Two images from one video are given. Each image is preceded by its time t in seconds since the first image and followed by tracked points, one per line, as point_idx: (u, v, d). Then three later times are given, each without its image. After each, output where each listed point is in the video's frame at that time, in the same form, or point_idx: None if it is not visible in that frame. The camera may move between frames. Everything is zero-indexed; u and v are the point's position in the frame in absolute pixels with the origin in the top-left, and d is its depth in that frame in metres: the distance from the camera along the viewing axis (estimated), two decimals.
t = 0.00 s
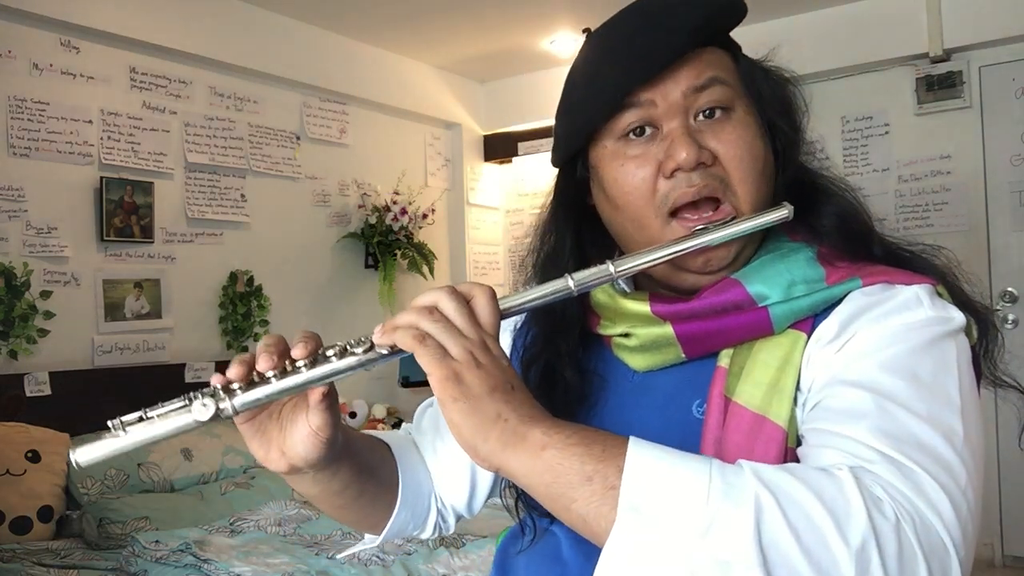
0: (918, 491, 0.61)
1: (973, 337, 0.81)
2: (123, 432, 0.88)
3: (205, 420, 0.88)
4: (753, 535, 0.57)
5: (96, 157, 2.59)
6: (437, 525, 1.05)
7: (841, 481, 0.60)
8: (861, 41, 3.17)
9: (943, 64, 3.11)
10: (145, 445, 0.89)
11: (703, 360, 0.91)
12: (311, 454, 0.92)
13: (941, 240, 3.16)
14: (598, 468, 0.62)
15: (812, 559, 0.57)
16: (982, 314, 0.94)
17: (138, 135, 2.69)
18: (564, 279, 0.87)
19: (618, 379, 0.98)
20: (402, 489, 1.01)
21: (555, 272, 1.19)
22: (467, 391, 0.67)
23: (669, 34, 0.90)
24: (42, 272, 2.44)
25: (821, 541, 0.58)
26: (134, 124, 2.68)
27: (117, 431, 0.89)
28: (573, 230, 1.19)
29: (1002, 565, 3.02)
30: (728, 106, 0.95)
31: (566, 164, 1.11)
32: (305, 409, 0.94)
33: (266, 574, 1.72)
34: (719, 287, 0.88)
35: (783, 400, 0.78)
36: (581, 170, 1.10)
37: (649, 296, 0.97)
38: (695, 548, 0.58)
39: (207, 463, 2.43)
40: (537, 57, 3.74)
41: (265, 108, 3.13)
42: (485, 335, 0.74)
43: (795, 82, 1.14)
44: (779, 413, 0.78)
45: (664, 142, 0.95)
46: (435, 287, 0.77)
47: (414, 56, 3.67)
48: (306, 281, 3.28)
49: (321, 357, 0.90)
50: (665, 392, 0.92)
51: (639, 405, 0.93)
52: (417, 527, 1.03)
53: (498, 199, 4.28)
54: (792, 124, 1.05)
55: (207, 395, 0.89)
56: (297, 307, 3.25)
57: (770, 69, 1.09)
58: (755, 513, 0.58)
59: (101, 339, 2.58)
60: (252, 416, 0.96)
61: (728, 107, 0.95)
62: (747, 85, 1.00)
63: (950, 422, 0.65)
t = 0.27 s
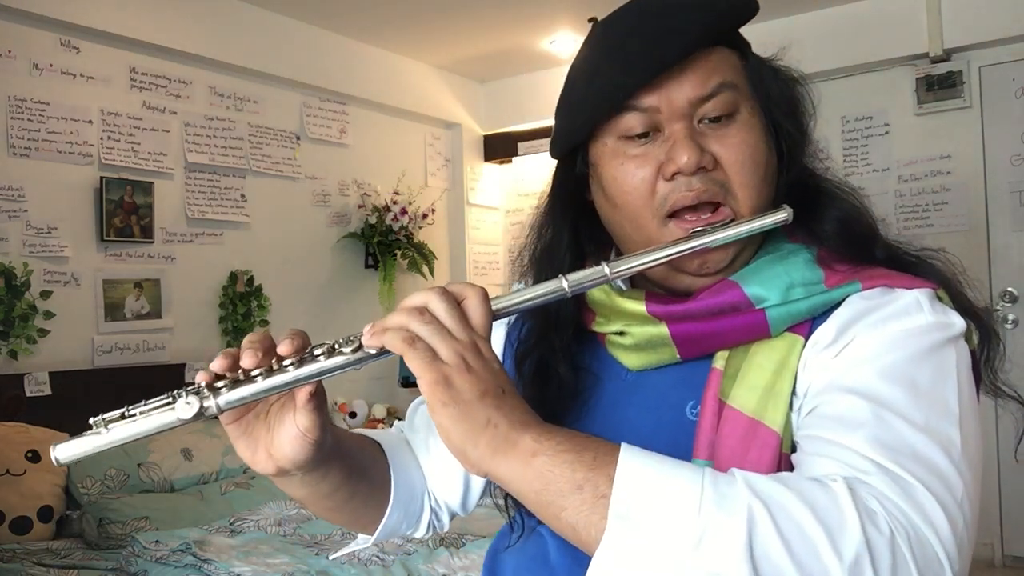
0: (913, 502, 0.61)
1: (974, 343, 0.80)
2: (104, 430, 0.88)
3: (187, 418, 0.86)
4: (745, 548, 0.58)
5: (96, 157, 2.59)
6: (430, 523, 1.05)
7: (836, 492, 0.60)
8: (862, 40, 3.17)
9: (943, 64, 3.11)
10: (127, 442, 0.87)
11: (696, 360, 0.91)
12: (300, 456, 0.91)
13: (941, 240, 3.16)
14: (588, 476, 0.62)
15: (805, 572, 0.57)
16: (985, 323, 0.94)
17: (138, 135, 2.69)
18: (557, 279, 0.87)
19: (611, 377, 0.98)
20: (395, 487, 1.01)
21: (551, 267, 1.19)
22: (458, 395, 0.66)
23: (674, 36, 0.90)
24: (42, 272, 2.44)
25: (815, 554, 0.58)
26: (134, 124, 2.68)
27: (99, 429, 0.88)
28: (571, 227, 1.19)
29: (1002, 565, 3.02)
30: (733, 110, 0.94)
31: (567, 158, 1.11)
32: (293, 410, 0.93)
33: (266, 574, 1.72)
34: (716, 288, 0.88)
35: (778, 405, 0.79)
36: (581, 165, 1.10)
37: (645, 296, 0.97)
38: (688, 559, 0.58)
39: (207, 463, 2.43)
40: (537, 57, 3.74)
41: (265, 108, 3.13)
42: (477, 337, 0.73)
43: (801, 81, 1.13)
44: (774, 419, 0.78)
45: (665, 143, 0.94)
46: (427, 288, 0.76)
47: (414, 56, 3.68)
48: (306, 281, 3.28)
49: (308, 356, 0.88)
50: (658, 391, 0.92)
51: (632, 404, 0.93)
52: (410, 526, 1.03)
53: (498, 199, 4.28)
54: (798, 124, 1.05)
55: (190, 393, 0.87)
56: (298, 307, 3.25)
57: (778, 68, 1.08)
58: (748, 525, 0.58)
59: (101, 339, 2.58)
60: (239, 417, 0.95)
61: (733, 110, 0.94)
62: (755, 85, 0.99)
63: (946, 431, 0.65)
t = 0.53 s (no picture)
0: (912, 514, 0.61)
1: (976, 348, 0.80)
2: (86, 428, 0.86)
3: (173, 417, 0.85)
4: (742, 559, 0.57)
5: (96, 156, 2.59)
6: (421, 518, 1.05)
7: (835, 503, 0.60)
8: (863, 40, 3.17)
9: (943, 64, 3.11)
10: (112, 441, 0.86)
11: (694, 361, 0.91)
12: (288, 453, 0.91)
13: (941, 241, 3.16)
14: (582, 482, 0.62)
15: None
16: (988, 326, 0.94)
17: (138, 135, 2.69)
18: (553, 277, 0.88)
19: (607, 378, 0.98)
20: (387, 480, 1.01)
21: (548, 268, 1.19)
22: (450, 397, 0.66)
23: (673, 38, 0.89)
24: (42, 272, 2.44)
25: (812, 565, 0.58)
26: (134, 124, 2.68)
27: (81, 428, 0.86)
28: (568, 227, 1.19)
29: (1002, 565, 3.02)
30: (734, 113, 0.94)
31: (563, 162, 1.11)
32: (281, 406, 0.92)
33: (267, 574, 1.72)
34: (714, 288, 0.87)
35: (777, 410, 0.78)
36: (579, 169, 1.10)
37: (642, 294, 0.97)
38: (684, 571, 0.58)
39: (207, 463, 2.43)
40: (537, 56, 3.74)
41: (265, 108, 3.13)
42: (468, 335, 0.73)
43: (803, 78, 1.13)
44: (772, 424, 0.78)
45: (666, 151, 0.94)
46: (417, 286, 0.76)
47: (414, 56, 3.67)
48: (306, 281, 3.28)
49: (297, 353, 0.88)
50: (655, 392, 0.92)
51: (628, 406, 0.93)
52: (400, 520, 1.03)
53: (498, 199, 4.28)
54: (800, 121, 1.05)
55: (176, 391, 0.86)
56: (298, 307, 3.25)
57: (779, 63, 1.08)
58: (745, 535, 0.58)
59: (101, 339, 2.58)
60: (225, 413, 0.94)
61: (733, 113, 0.94)
62: (756, 84, 0.99)
63: (946, 441, 0.65)
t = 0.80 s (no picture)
0: (914, 502, 0.61)
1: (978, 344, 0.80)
2: (73, 403, 0.84)
3: (162, 393, 0.84)
4: (742, 543, 0.57)
5: (96, 157, 2.59)
6: (413, 517, 1.05)
7: (837, 490, 0.60)
8: (863, 40, 3.17)
9: (943, 64, 3.11)
10: (97, 418, 0.84)
11: (694, 357, 0.91)
12: (279, 436, 0.90)
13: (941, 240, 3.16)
14: (579, 462, 0.62)
15: (803, 570, 0.57)
16: (990, 321, 0.95)
17: (138, 135, 2.69)
18: (553, 261, 0.87)
19: (604, 376, 0.98)
20: (379, 476, 1.01)
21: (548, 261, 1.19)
22: (445, 375, 0.66)
23: (675, 27, 0.89)
24: (42, 272, 2.44)
25: (813, 552, 0.58)
26: (134, 125, 2.68)
27: (67, 402, 0.84)
28: (569, 219, 1.19)
29: (1002, 565, 3.03)
30: (736, 101, 0.94)
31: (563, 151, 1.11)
32: (273, 389, 0.92)
33: (267, 574, 1.72)
34: (715, 281, 0.88)
35: (777, 407, 0.79)
36: (578, 158, 1.10)
37: (641, 289, 0.97)
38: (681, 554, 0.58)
39: (207, 463, 2.43)
40: (537, 57, 3.74)
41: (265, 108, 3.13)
42: (466, 316, 0.73)
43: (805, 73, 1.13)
44: (772, 420, 0.78)
45: (668, 138, 0.94)
46: (419, 260, 0.75)
47: (414, 56, 3.67)
48: (306, 280, 3.28)
49: (291, 332, 0.87)
50: (652, 390, 0.91)
51: (627, 402, 0.93)
52: (392, 519, 1.03)
53: (498, 199, 4.28)
54: (801, 111, 1.05)
55: (166, 366, 0.84)
56: (298, 306, 3.25)
57: (781, 55, 1.08)
58: (745, 521, 0.58)
59: (101, 339, 2.58)
60: (217, 395, 0.94)
61: (735, 102, 0.94)
62: (758, 74, 1.00)
63: (948, 432, 0.65)
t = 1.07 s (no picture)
0: (912, 495, 0.61)
1: (976, 342, 0.80)
2: (74, 390, 0.85)
3: (163, 380, 0.85)
4: (740, 532, 0.57)
5: (96, 157, 2.59)
6: (412, 515, 1.05)
7: (836, 482, 0.60)
8: (863, 40, 3.17)
9: (943, 64, 3.11)
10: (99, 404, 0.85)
11: (694, 355, 0.91)
12: (277, 427, 0.91)
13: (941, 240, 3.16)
14: (578, 452, 0.62)
15: (801, 560, 0.57)
16: (988, 318, 0.95)
17: (138, 135, 2.69)
18: (553, 254, 0.88)
19: (604, 373, 0.98)
20: (378, 473, 1.01)
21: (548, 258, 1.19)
22: (446, 366, 0.66)
23: (675, 23, 0.89)
24: (42, 272, 2.44)
25: (812, 543, 0.58)
26: (134, 125, 2.68)
27: (67, 388, 0.85)
28: (569, 217, 1.19)
29: (1002, 565, 3.02)
30: (735, 98, 0.94)
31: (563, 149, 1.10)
32: (273, 379, 0.92)
33: (267, 574, 1.72)
34: (715, 278, 0.88)
35: (776, 403, 0.79)
36: (578, 156, 1.10)
37: (640, 286, 0.97)
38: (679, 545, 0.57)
39: (207, 464, 2.43)
40: (537, 57, 3.74)
41: (265, 108, 3.13)
42: (465, 307, 0.74)
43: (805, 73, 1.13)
44: (771, 415, 0.78)
45: (667, 135, 0.94)
46: (415, 254, 0.77)
47: (414, 57, 3.67)
48: (306, 280, 3.28)
49: (292, 321, 0.88)
50: (652, 387, 0.91)
51: (626, 399, 0.93)
52: (391, 517, 1.03)
53: (498, 199, 4.28)
54: (800, 109, 1.05)
55: (167, 354, 0.85)
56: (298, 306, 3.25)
57: (781, 55, 1.09)
58: (744, 512, 0.58)
59: (101, 339, 2.58)
60: (218, 385, 0.95)
61: (734, 99, 0.94)
62: (757, 72, 1.00)
63: (947, 428, 0.65)
